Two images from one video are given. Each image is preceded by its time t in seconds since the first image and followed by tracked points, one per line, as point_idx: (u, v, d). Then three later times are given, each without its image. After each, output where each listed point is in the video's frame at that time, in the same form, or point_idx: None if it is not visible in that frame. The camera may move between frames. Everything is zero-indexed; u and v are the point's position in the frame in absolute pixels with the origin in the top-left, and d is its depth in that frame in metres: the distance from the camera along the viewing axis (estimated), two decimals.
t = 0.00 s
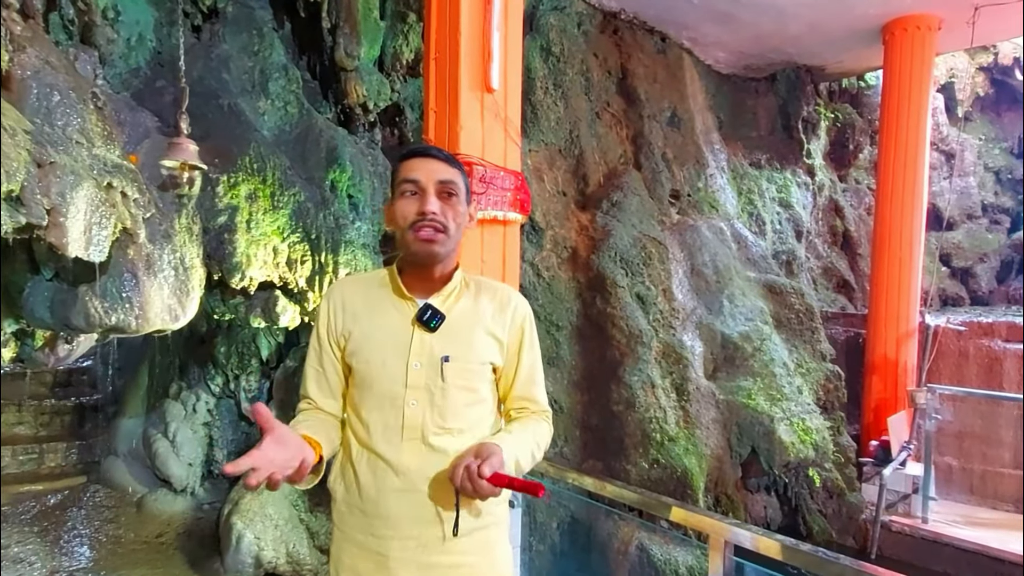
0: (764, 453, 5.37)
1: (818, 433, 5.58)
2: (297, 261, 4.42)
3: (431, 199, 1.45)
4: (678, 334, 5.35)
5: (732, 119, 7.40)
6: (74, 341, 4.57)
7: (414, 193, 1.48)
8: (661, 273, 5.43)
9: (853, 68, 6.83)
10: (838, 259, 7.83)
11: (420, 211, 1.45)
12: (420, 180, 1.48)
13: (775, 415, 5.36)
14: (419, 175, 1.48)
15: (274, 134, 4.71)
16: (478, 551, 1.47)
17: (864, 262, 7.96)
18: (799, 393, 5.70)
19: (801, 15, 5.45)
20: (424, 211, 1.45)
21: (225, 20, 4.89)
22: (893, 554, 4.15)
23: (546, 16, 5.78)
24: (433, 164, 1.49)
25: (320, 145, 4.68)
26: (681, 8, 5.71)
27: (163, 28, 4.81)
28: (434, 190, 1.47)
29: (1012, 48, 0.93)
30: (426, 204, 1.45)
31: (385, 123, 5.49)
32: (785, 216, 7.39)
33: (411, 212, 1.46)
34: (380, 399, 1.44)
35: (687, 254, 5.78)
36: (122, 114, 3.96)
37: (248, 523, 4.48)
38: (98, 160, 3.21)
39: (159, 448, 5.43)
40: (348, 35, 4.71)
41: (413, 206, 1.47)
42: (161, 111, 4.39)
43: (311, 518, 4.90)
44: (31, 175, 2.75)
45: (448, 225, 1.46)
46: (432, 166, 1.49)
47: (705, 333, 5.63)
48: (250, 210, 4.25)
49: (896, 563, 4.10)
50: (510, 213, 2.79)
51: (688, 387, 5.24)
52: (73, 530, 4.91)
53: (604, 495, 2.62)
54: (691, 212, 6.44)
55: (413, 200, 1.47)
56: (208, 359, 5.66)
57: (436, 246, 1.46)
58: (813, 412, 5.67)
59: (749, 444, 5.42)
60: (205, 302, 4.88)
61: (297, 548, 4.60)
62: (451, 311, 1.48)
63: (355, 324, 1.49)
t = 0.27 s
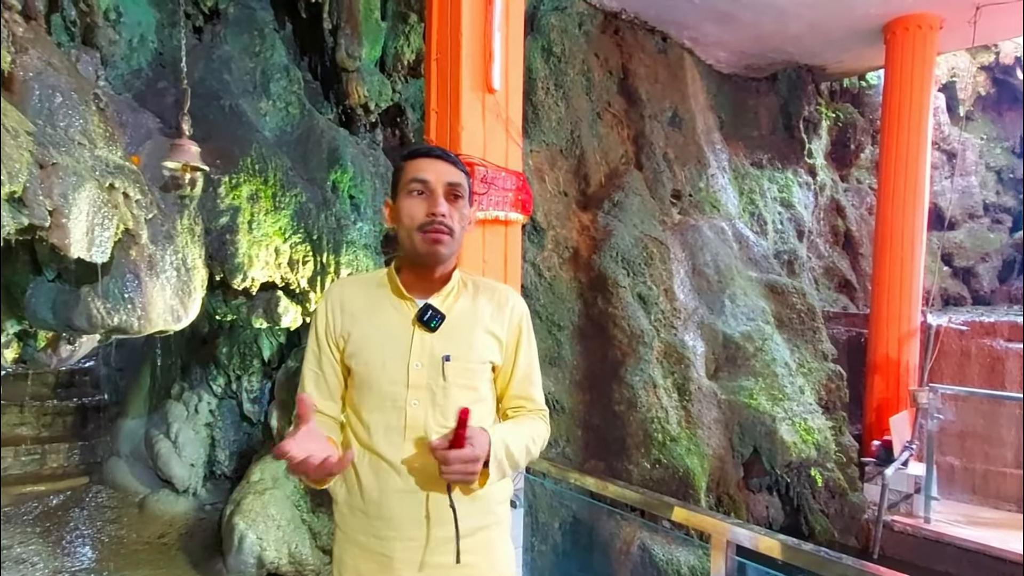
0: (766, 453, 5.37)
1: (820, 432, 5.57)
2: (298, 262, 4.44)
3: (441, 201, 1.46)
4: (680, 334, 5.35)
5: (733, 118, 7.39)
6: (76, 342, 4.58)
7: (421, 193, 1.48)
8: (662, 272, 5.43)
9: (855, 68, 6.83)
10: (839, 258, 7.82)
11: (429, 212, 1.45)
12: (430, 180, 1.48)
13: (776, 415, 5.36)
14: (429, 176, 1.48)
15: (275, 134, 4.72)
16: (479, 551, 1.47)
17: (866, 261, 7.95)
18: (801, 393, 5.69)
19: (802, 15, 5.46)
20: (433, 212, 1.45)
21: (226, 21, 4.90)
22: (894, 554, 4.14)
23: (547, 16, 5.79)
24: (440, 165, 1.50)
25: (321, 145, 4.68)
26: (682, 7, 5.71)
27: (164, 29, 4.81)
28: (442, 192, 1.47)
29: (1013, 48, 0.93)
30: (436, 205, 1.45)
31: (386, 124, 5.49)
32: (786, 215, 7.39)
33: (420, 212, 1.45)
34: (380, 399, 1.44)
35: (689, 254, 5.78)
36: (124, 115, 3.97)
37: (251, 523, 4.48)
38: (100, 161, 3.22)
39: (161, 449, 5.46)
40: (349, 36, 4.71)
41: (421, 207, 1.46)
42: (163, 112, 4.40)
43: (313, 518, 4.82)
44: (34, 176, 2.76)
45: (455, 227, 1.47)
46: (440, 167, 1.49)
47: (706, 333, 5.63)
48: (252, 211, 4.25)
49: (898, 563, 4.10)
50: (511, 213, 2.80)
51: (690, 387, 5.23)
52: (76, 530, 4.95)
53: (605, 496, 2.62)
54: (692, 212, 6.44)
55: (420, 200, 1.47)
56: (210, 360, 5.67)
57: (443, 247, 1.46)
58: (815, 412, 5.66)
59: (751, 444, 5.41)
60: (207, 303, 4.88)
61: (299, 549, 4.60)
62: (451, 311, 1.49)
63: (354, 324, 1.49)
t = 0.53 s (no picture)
0: (773, 453, 5.36)
1: (827, 432, 5.56)
2: (304, 262, 4.42)
3: (448, 204, 1.46)
4: (685, 333, 5.35)
5: (739, 118, 7.41)
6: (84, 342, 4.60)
7: (428, 195, 1.48)
8: (668, 272, 5.42)
9: (861, 66, 6.81)
10: (846, 258, 7.78)
11: (437, 215, 1.46)
12: (437, 182, 1.49)
13: (783, 415, 5.35)
14: (436, 178, 1.49)
15: (281, 135, 4.73)
16: (483, 550, 1.47)
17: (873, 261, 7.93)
18: (807, 393, 5.68)
19: (808, 13, 5.45)
20: (440, 214, 1.46)
21: (232, 22, 4.92)
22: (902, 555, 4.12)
23: (552, 16, 5.78)
24: (447, 167, 1.50)
25: (327, 145, 4.70)
26: (688, 6, 5.71)
27: (171, 30, 4.83)
28: (448, 194, 1.48)
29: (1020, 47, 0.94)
30: (443, 207, 1.46)
31: (391, 124, 5.51)
32: (792, 215, 7.33)
33: (427, 214, 1.46)
34: (383, 399, 1.45)
35: (694, 254, 5.78)
36: (131, 116, 3.99)
37: (257, 522, 4.50)
38: (108, 162, 3.23)
39: (168, 449, 5.42)
40: (354, 36, 4.73)
41: (428, 208, 1.47)
42: (170, 113, 4.42)
43: (318, 517, 4.83)
44: (43, 176, 2.77)
45: (460, 229, 1.47)
46: (446, 169, 1.50)
47: (712, 333, 5.62)
48: (258, 211, 4.26)
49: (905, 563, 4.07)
50: (517, 213, 2.80)
51: (695, 387, 5.22)
52: (83, 529, 4.98)
53: (611, 495, 2.62)
54: (698, 211, 6.43)
55: (427, 201, 1.47)
56: (217, 359, 5.68)
57: (449, 249, 1.46)
58: (822, 412, 5.65)
59: (757, 444, 5.40)
60: (214, 303, 4.89)
61: (305, 548, 4.61)
62: (453, 310, 1.49)
63: (357, 325, 1.50)
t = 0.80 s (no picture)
0: (787, 454, 5.34)
1: (842, 433, 5.53)
2: (318, 263, 4.45)
3: (452, 207, 1.48)
4: (698, 333, 5.34)
5: (752, 116, 7.48)
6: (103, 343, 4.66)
7: (432, 198, 1.50)
8: (680, 271, 5.42)
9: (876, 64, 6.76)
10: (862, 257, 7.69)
11: (442, 218, 1.47)
12: (441, 185, 1.50)
13: (797, 415, 5.33)
14: (440, 181, 1.50)
15: (295, 137, 4.78)
16: (496, 549, 1.48)
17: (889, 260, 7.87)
18: (822, 393, 5.65)
19: (821, 11, 5.42)
20: (445, 217, 1.47)
21: (247, 26, 4.97)
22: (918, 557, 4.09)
23: (563, 15, 5.79)
24: (451, 169, 1.51)
25: (340, 147, 4.74)
26: (700, 5, 5.71)
27: (187, 34, 4.89)
28: (452, 196, 1.49)
29: None
30: (448, 211, 1.47)
31: (404, 125, 5.54)
32: (806, 213, 7.35)
33: (432, 217, 1.48)
34: (394, 399, 1.47)
35: (707, 253, 5.77)
36: (148, 120, 4.04)
37: (272, 521, 4.53)
38: (126, 165, 3.27)
39: (184, 447, 5.54)
40: (367, 38, 4.77)
41: (433, 212, 1.48)
42: (186, 116, 4.47)
43: (332, 517, 4.91)
44: (63, 180, 2.82)
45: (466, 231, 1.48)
46: (451, 171, 1.51)
47: (725, 332, 5.61)
48: (272, 213, 4.30)
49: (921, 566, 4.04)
50: (529, 213, 2.82)
51: (709, 387, 5.21)
52: (102, 526, 5.05)
53: (624, 496, 2.63)
54: (710, 211, 6.42)
55: (432, 205, 1.49)
56: (232, 359, 5.74)
57: (456, 251, 1.48)
58: (836, 412, 5.62)
59: (771, 445, 5.38)
60: (230, 304, 4.93)
61: (319, 546, 4.65)
62: (462, 310, 1.51)
63: (368, 327, 1.52)
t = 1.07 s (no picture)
0: (802, 455, 5.32)
1: (858, 434, 5.50)
2: (332, 263, 4.50)
3: (450, 206, 1.48)
4: (711, 333, 5.33)
5: (767, 114, 7.37)
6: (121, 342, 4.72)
7: (432, 200, 1.51)
8: (693, 271, 5.41)
9: (892, 60, 6.71)
10: (878, 256, 7.70)
11: (440, 218, 1.48)
12: (440, 185, 1.51)
13: (812, 416, 5.31)
14: (438, 181, 1.51)
15: (310, 138, 4.82)
16: (507, 550, 1.49)
17: (905, 259, 7.82)
18: (837, 393, 5.62)
19: (836, 6, 5.39)
20: (442, 217, 1.48)
21: (262, 29, 5.01)
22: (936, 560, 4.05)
23: (576, 14, 5.81)
24: (449, 168, 1.52)
25: (354, 148, 4.78)
26: (713, 3, 5.70)
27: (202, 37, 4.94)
28: (451, 195, 1.50)
29: None
30: (446, 210, 1.48)
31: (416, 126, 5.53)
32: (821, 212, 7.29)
33: (431, 217, 1.49)
34: (405, 400, 1.49)
35: (720, 253, 5.75)
36: (165, 122, 4.09)
37: (287, 519, 4.59)
38: (144, 167, 3.31)
39: (201, 446, 5.60)
40: (381, 40, 4.81)
41: (432, 213, 1.50)
42: (202, 118, 4.52)
43: (347, 515, 4.86)
44: (83, 182, 2.85)
45: (466, 229, 1.49)
46: (449, 170, 1.52)
47: (739, 332, 5.60)
48: (287, 213, 4.35)
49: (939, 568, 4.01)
50: (541, 213, 2.83)
51: (722, 387, 5.20)
52: (120, 524, 5.11)
53: (637, 496, 2.64)
54: (724, 209, 6.41)
55: (431, 206, 1.50)
56: (247, 359, 5.79)
57: (456, 250, 1.49)
58: (852, 413, 5.59)
59: (786, 446, 5.36)
60: (245, 304, 4.98)
61: (333, 545, 4.68)
62: (472, 310, 1.52)
63: (379, 328, 1.55)
